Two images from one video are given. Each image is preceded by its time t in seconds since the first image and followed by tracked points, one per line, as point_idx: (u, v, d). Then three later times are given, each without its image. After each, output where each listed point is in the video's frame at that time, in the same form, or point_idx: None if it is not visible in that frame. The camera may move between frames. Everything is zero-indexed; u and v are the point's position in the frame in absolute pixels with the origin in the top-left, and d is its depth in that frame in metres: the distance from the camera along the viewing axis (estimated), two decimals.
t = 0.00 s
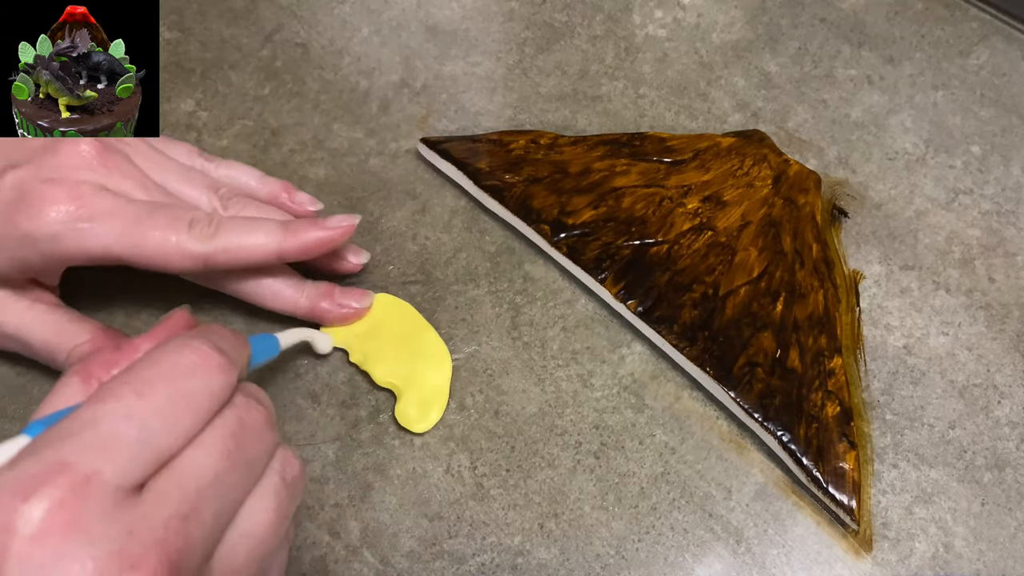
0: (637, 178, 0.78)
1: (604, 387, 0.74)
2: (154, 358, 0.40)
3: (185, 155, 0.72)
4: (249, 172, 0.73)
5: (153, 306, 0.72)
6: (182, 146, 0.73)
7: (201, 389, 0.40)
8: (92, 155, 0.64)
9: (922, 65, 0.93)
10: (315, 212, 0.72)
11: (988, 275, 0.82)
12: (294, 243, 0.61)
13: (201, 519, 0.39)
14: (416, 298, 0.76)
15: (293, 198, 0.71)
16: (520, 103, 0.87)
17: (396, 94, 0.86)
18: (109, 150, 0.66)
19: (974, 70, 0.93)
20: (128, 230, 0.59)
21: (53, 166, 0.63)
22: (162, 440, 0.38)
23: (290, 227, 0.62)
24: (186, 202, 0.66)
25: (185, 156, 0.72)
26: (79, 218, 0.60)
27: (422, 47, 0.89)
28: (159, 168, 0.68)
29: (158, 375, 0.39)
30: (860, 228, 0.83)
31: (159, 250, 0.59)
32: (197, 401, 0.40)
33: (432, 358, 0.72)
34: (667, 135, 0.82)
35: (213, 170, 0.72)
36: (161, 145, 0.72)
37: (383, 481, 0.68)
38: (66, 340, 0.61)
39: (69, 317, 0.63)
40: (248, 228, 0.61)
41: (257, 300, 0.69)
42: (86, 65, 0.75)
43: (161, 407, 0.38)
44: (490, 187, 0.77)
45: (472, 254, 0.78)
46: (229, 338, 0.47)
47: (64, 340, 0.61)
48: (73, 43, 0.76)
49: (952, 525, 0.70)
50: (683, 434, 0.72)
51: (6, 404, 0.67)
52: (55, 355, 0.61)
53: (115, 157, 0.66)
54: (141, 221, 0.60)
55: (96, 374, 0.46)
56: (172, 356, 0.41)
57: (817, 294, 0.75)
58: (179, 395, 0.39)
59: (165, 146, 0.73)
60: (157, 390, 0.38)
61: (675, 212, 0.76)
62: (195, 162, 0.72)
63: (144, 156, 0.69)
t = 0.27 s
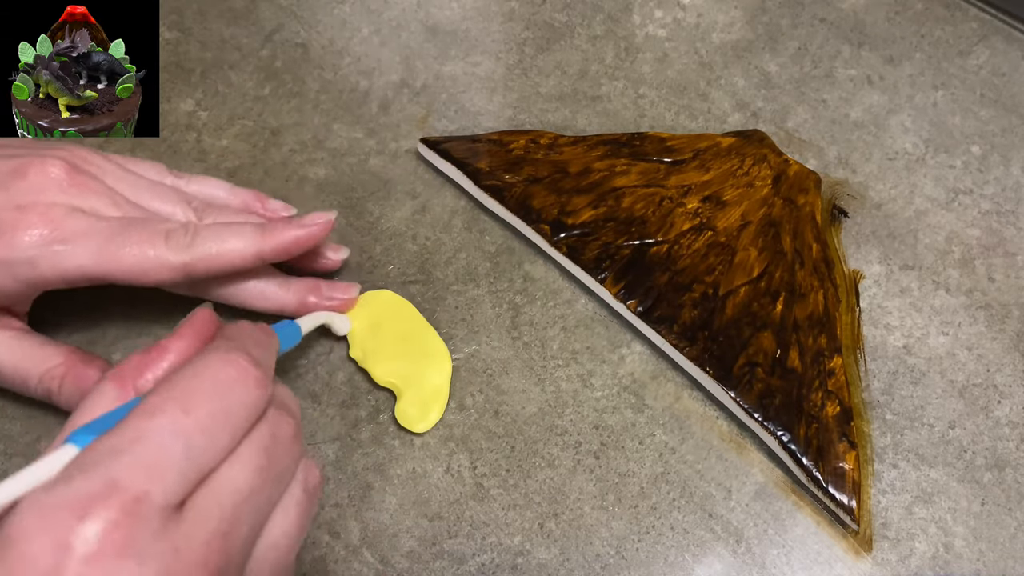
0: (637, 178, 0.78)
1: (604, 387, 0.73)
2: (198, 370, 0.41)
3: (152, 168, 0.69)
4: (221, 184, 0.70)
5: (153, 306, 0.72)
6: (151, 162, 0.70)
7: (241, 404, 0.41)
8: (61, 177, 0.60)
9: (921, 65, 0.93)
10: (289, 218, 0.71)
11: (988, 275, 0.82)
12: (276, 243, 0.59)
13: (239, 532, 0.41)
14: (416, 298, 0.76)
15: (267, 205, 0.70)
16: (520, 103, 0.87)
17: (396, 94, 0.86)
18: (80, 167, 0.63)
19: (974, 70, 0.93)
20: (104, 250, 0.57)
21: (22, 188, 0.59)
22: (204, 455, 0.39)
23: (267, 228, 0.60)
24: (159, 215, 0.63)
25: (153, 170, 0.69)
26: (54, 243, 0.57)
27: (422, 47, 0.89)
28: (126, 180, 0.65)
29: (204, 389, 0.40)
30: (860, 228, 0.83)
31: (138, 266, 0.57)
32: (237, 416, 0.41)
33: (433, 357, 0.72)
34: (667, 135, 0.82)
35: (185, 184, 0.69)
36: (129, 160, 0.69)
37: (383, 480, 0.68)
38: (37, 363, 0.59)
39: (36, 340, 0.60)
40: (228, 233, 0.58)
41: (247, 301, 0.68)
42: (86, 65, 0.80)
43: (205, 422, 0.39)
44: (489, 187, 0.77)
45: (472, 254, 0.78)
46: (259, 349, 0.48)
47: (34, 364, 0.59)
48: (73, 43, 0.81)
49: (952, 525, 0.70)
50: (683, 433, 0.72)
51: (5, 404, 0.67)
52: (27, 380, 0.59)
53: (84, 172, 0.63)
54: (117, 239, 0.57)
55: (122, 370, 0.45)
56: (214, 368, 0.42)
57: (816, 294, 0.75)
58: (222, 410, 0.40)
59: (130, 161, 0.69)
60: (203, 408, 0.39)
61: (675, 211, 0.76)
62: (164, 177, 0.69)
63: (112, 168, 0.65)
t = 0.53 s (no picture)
0: (637, 178, 0.78)
1: (604, 387, 0.73)
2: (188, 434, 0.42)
3: (122, 167, 0.69)
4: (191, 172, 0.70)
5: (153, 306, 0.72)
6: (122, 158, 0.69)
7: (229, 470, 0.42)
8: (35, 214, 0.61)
9: (922, 65, 0.93)
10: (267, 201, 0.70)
11: (988, 276, 0.82)
12: (266, 291, 0.61)
13: None
14: (416, 298, 0.76)
15: (242, 189, 0.70)
16: (520, 103, 0.87)
17: (396, 94, 0.86)
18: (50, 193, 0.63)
19: (974, 70, 0.93)
20: (96, 301, 0.59)
21: None
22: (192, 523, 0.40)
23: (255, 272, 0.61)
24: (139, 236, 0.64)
25: (122, 170, 0.68)
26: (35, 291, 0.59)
27: (422, 47, 0.89)
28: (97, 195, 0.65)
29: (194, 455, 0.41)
30: (860, 228, 0.83)
31: (132, 315, 0.60)
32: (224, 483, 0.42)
33: (432, 357, 0.72)
34: (667, 135, 0.82)
35: (154, 179, 0.69)
36: (98, 163, 0.68)
37: (383, 480, 0.68)
38: (8, 385, 0.58)
39: (7, 360, 0.59)
40: (220, 277, 0.61)
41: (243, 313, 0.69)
42: (86, 65, 0.80)
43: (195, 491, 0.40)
44: (489, 187, 0.77)
45: (472, 254, 0.78)
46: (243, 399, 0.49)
47: (5, 384, 0.58)
48: (73, 43, 0.81)
49: (952, 525, 0.70)
50: (683, 434, 0.72)
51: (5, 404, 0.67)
52: None
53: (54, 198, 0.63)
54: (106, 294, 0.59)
55: (106, 408, 0.44)
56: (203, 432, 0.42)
57: (817, 294, 0.75)
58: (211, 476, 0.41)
59: (98, 162, 0.68)
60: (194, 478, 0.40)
61: (675, 212, 0.76)
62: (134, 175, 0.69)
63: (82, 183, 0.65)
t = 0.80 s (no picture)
0: (637, 178, 0.78)
1: (604, 387, 0.73)
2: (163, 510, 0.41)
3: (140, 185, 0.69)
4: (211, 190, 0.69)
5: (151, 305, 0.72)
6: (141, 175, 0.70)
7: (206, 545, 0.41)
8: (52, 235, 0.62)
9: (922, 65, 0.93)
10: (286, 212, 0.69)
11: (988, 276, 0.82)
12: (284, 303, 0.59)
13: None
14: (416, 298, 0.76)
15: (261, 202, 0.69)
16: (520, 103, 0.87)
17: (396, 94, 0.86)
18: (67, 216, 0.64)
19: (974, 70, 0.93)
20: (111, 322, 0.59)
21: (15, 254, 0.61)
22: None
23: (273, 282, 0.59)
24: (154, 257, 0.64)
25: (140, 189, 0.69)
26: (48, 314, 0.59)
27: (422, 47, 0.89)
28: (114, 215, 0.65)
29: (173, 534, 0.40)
30: (860, 228, 0.83)
31: (150, 335, 0.59)
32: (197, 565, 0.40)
33: (432, 357, 0.73)
34: (667, 135, 0.82)
35: (173, 197, 0.69)
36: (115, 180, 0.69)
37: (383, 480, 0.68)
38: (5, 409, 0.58)
39: (7, 383, 0.59)
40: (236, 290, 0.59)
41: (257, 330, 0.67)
42: (86, 65, 0.81)
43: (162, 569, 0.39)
44: (489, 188, 0.77)
45: (472, 254, 0.78)
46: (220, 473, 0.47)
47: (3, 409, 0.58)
48: (73, 44, 0.82)
49: (952, 525, 0.70)
50: (683, 433, 0.72)
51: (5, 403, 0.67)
52: None
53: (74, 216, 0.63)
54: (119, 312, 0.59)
55: (79, 479, 0.45)
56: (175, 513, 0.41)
57: (817, 294, 0.75)
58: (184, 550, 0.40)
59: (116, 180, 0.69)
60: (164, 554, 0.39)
61: (675, 212, 0.76)
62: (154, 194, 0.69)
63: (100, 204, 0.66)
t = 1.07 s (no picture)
0: (637, 178, 0.78)
1: (604, 387, 0.73)
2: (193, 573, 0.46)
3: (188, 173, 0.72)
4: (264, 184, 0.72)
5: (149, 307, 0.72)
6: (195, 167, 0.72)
7: None
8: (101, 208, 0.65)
9: (921, 65, 0.93)
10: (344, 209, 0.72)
11: (988, 276, 0.82)
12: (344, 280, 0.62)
13: None
14: (416, 298, 0.76)
15: (319, 197, 0.71)
16: (520, 103, 0.87)
17: (396, 94, 0.86)
18: (116, 191, 0.67)
19: (974, 70, 0.93)
20: (164, 294, 0.62)
21: (68, 218, 0.63)
22: None
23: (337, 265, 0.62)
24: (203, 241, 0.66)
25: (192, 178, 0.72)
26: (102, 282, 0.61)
27: (422, 47, 0.89)
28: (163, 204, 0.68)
29: None
30: (860, 228, 0.83)
31: (201, 307, 0.62)
32: None
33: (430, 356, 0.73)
34: (667, 135, 0.82)
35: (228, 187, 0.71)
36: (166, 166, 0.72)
37: (383, 480, 0.68)
38: (37, 384, 0.55)
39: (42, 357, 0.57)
40: (294, 271, 0.62)
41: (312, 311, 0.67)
42: (86, 65, 0.79)
43: None
44: (489, 188, 0.77)
45: (472, 254, 0.78)
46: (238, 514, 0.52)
47: (34, 386, 0.55)
48: (73, 43, 0.80)
49: (952, 525, 0.70)
50: (683, 433, 0.72)
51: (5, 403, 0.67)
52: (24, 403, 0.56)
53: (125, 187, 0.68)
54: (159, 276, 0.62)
55: (95, 530, 0.46)
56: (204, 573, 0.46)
57: (817, 294, 0.75)
58: None
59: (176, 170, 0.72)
60: None
61: (675, 212, 0.76)
62: (209, 183, 0.71)
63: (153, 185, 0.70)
